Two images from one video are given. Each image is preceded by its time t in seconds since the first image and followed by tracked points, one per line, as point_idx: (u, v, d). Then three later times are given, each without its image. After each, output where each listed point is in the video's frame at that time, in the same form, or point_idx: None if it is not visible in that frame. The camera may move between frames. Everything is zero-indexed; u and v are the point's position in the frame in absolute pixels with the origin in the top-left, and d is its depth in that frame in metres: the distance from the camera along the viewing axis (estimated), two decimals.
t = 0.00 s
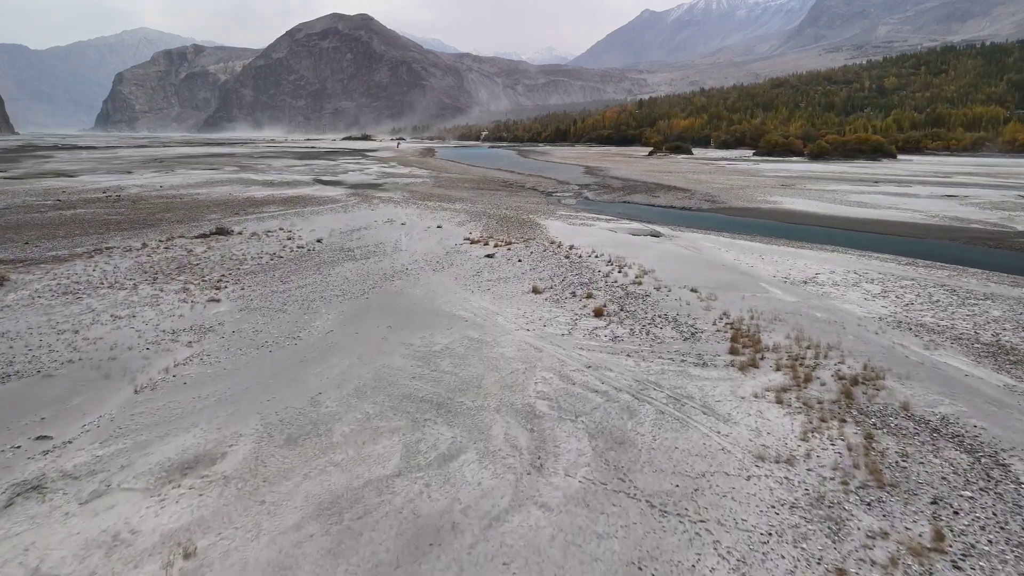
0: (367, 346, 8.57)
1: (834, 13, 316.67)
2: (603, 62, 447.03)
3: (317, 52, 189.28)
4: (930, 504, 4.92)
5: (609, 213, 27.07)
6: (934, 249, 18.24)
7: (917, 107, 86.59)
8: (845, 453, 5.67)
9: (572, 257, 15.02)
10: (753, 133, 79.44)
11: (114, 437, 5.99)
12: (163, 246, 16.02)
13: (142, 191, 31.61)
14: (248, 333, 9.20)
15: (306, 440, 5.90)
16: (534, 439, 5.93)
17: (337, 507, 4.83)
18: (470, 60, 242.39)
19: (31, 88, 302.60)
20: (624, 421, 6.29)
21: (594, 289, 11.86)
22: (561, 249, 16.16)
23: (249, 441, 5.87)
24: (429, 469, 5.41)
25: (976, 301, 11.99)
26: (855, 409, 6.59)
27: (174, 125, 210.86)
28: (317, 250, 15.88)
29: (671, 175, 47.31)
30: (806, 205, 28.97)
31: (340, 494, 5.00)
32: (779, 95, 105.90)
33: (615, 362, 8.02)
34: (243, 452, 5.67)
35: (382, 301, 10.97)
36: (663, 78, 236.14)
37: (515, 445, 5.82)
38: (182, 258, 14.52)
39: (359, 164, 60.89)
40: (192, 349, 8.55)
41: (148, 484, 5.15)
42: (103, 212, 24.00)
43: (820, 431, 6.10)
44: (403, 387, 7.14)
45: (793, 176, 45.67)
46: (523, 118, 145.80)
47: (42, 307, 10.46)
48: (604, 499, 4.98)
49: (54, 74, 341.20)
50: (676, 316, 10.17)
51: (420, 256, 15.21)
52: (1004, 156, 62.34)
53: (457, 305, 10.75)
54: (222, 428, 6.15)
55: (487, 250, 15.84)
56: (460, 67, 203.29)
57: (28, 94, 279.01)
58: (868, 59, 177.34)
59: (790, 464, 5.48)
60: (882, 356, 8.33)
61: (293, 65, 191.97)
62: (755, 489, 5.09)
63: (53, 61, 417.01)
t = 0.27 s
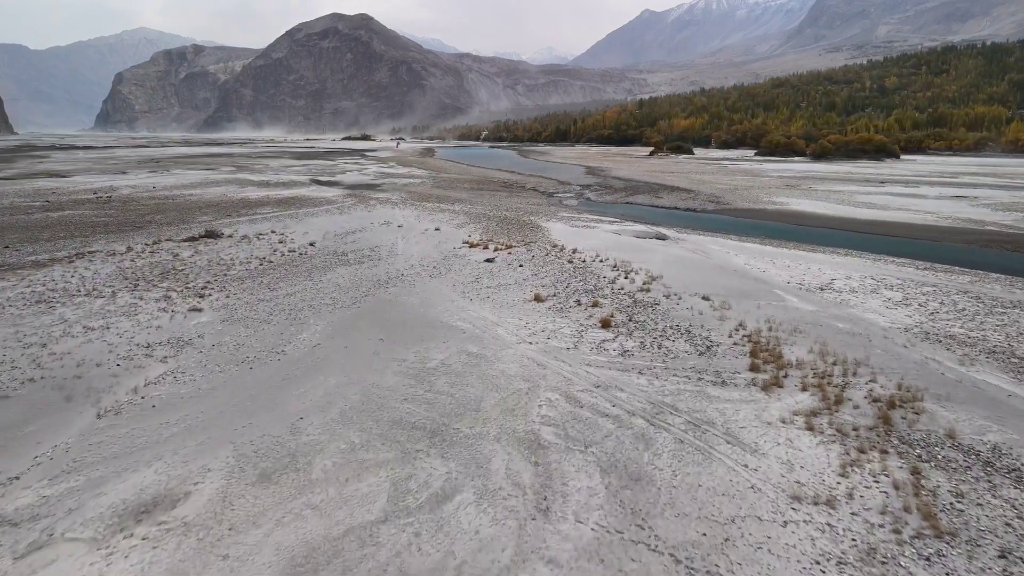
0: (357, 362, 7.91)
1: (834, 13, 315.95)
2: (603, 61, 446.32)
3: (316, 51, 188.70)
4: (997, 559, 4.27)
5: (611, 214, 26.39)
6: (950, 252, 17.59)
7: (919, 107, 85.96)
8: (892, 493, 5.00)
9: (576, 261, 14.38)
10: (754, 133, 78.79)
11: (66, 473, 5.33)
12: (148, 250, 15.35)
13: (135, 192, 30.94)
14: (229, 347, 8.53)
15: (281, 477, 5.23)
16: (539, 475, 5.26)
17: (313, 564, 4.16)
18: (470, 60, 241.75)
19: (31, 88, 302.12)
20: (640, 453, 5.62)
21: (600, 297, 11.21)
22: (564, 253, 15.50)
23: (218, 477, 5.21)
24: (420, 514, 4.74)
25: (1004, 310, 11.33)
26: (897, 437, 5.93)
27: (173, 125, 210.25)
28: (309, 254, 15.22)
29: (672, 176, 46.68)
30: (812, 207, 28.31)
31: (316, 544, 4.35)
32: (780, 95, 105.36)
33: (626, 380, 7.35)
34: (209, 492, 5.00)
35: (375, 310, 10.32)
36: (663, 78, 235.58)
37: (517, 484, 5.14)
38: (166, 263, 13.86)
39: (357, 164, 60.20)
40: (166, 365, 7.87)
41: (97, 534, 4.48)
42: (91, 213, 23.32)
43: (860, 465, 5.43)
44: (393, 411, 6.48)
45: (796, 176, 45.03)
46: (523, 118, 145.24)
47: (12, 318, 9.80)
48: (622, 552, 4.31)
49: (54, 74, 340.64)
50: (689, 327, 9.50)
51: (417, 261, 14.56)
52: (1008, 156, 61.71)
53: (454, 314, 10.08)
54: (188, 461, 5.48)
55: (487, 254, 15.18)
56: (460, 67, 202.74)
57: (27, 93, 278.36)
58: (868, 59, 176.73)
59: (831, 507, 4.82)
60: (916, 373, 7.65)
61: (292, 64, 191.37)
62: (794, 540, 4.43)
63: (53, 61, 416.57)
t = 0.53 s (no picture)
0: (344, 380, 7.25)
1: (834, 13, 315.41)
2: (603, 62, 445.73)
3: (316, 51, 188.22)
4: None
5: (615, 216, 25.75)
6: (966, 256, 16.94)
7: (922, 106, 85.28)
8: (952, 544, 4.34)
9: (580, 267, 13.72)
10: (755, 133, 78.13)
11: (5, 519, 4.70)
12: (132, 254, 14.71)
13: (128, 193, 30.33)
14: (206, 362, 7.86)
15: (249, 524, 4.56)
16: (545, 521, 4.60)
17: None
18: (469, 60, 241.57)
19: (32, 89, 301.78)
20: (659, 493, 4.97)
21: (607, 306, 10.55)
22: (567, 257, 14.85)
23: (174, 526, 4.54)
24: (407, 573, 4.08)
25: None
26: (946, 474, 5.26)
27: (173, 125, 209.91)
28: (301, 258, 14.58)
29: (674, 176, 46.04)
30: (819, 208, 27.66)
31: None
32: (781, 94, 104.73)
33: (639, 403, 6.66)
34: (164, 543, 4.35)
35: (367, 321, 9.65)
36: (663, 78, 234.94)
37: (519, 534, 4.47)
38: (150, 268, 13.22)
39: (356, 164, 59.54)
40: (136, 384, 7.21)
41: None
42: (80, 215, 22.69)
43: (911, 510, 4.75)
44: (381, 440, 5.81)
45: (799, 177, 44.39)
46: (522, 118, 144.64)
47: None
48: None
49: (54, 74, 340.15)
50: (703, 340, 8.82)
51: (413, 265, 13.90)
52: (1012, 156, 61.07)
53: (451, 325, 9.42)
54: (144, 505, 4.81)
55: (486, 258, 14.53)
56: (460, 67, 202.18)
57: (26, 93, 277.83)
58: (867, 59, 176.18)
59: (884, 564, 4.16)
60: (957, 395, 6.97)
61: (292, 65, 191.10)
62: None
63: (54, 60, 415.99)
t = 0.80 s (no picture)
0: (329, 401, 6.60)
1: (835, 13, 314.74)
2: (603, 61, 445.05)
3: (316, 51, 187.70)
4: None
5: (618, 217, 25.11)
6: (984, 259, 16.30)
7: (925, 105, 84.60)
8: None
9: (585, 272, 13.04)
10: (757, 132, 77.44)
11: None
12: (114, 258, 14.05)
13: (120, 193, 29.66)
14: (178, 380, 7.20)
15: None
16: None
17: None
18: (469, 60, 240.93)
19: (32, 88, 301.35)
20: (683, 546, 4.30)
21: (614, 315, 9.89)
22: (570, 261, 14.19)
23: None
24: None
25: None
26: (1009, 519, 4.61)
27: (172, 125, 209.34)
28: (291, 263, 13.90)
29: (676, 176, 45.34)
30: (826, 209, 27.03)
31: None
32: (783, 94, 104.15)
33: (654, 429, 6.01)
34: None
35: (357, 333, 8.99)
36: (663, 78, 234.24)
37: None
38: (132, 273, 12.57)
39: (354, 164, 58.82)
40: (99, 407, 6.56)
41: None
42: (67, 216, 22.03)
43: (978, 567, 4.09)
44: (366, 476, 5.15)
45: (803, 177, 43.74)
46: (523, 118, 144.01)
47: None
48: None
49: (53, 74, 339.54)
50: (719, 355, 8.16)
51: (409, 271, 13.23)
52: (1017, 156, 60.44)
53: (448, 336, 8.77)
54: (86, 561, 4.15)
55: (485, 262, 13.85)
56: (460, 67, 201.63)
57: (25, 92, 277.23)
58: (867, 59, 175.65)
59: None
60: (1005, 419, 6.31)
61: (292, 64, 190.55)
62: None
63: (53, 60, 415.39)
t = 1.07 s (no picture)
0: (310, 427, 5.93)
1: (835, 13, 314.18)
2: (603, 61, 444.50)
3: (316, 51, 187.14)
4: None
5: (621, 219, 24.47)
6: (1004, 263, 15.66)
7: (928, 104, 83.95)
8: None
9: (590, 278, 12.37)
10: (758, 132, 76.73)
11: None
12: (95, 262, 13.39)
13: (111, 194, 28.97)
14: (145, 402, 6.53)
15: None
16: None
17: None
18: (469, 60, 240.30)
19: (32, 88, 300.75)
20: None
21: (622, 326, 9.22)
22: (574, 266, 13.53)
23: None
24: None
25: None
26: None
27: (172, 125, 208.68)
28: (281, 268, 13.23)
29: (678, 177, 44.67)
30: (834, 210, 26.39)
31: None
32: (784, 93, 103.55)
33: (673, 462, 5.33)
34: None
35: (345, 346, 8.31)
36: (663, 78, 233.61)
37: None
38: (111, 279, 11.92)
39: (352, 164, 58.12)
40: (54, 436, 5.91)
41: None
42: (54, 218, 21.37)
43: None
44: (347, 523, 4.49)
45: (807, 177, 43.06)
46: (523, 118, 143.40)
47: None
48: None
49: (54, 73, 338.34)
50: (739, 372, 7.47)
51: (404, 276, 12.56)
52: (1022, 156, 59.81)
53: (444, 351, 8.11)
54: None
55: (485, 267, 13.21)
56: (460, 67, 201.06)
57: (25, 92, 276.64)
58: (867, 59, 174.85)
59: None
60: None
61: (292, 65, 189.95)
62: None
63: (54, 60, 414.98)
